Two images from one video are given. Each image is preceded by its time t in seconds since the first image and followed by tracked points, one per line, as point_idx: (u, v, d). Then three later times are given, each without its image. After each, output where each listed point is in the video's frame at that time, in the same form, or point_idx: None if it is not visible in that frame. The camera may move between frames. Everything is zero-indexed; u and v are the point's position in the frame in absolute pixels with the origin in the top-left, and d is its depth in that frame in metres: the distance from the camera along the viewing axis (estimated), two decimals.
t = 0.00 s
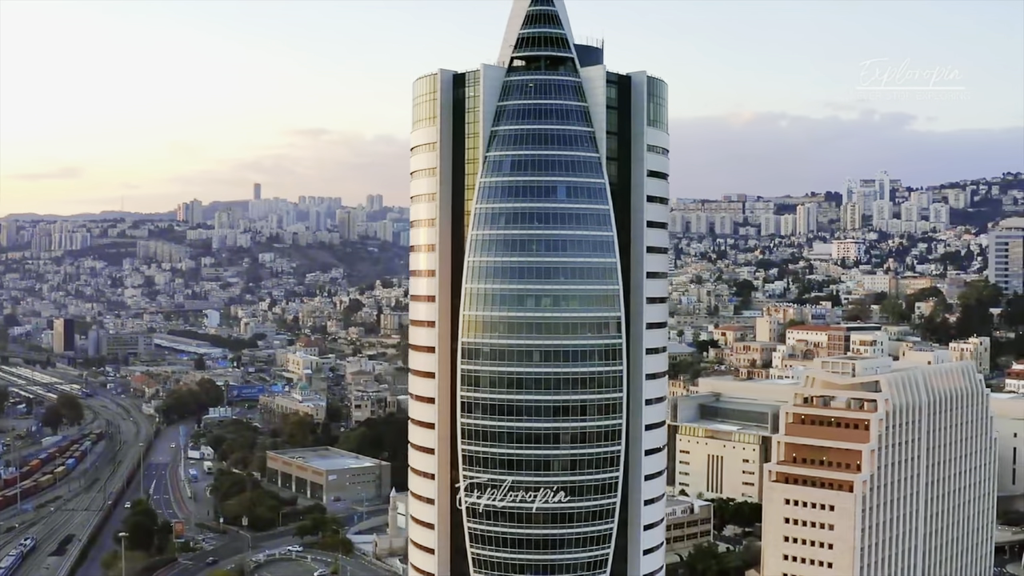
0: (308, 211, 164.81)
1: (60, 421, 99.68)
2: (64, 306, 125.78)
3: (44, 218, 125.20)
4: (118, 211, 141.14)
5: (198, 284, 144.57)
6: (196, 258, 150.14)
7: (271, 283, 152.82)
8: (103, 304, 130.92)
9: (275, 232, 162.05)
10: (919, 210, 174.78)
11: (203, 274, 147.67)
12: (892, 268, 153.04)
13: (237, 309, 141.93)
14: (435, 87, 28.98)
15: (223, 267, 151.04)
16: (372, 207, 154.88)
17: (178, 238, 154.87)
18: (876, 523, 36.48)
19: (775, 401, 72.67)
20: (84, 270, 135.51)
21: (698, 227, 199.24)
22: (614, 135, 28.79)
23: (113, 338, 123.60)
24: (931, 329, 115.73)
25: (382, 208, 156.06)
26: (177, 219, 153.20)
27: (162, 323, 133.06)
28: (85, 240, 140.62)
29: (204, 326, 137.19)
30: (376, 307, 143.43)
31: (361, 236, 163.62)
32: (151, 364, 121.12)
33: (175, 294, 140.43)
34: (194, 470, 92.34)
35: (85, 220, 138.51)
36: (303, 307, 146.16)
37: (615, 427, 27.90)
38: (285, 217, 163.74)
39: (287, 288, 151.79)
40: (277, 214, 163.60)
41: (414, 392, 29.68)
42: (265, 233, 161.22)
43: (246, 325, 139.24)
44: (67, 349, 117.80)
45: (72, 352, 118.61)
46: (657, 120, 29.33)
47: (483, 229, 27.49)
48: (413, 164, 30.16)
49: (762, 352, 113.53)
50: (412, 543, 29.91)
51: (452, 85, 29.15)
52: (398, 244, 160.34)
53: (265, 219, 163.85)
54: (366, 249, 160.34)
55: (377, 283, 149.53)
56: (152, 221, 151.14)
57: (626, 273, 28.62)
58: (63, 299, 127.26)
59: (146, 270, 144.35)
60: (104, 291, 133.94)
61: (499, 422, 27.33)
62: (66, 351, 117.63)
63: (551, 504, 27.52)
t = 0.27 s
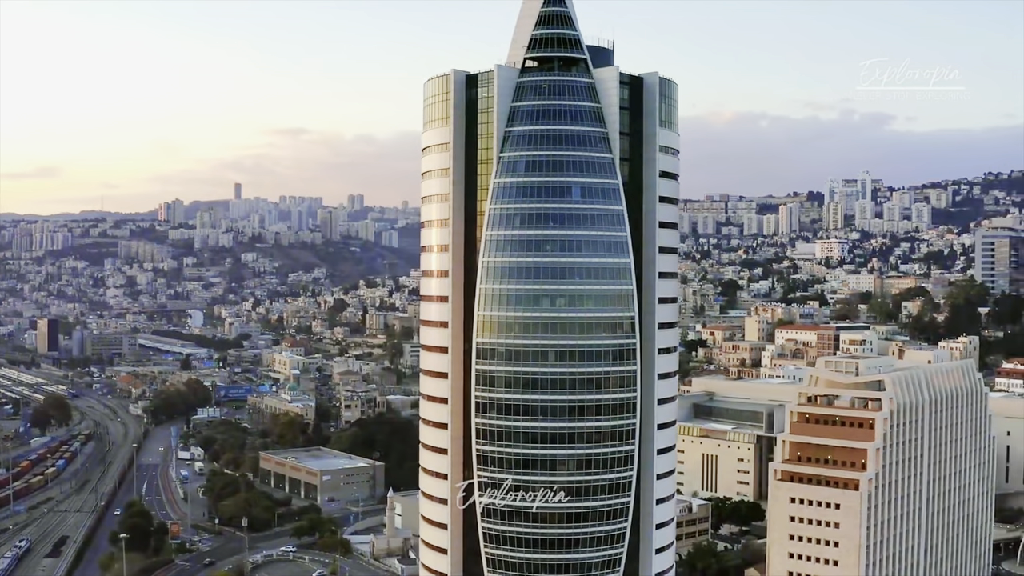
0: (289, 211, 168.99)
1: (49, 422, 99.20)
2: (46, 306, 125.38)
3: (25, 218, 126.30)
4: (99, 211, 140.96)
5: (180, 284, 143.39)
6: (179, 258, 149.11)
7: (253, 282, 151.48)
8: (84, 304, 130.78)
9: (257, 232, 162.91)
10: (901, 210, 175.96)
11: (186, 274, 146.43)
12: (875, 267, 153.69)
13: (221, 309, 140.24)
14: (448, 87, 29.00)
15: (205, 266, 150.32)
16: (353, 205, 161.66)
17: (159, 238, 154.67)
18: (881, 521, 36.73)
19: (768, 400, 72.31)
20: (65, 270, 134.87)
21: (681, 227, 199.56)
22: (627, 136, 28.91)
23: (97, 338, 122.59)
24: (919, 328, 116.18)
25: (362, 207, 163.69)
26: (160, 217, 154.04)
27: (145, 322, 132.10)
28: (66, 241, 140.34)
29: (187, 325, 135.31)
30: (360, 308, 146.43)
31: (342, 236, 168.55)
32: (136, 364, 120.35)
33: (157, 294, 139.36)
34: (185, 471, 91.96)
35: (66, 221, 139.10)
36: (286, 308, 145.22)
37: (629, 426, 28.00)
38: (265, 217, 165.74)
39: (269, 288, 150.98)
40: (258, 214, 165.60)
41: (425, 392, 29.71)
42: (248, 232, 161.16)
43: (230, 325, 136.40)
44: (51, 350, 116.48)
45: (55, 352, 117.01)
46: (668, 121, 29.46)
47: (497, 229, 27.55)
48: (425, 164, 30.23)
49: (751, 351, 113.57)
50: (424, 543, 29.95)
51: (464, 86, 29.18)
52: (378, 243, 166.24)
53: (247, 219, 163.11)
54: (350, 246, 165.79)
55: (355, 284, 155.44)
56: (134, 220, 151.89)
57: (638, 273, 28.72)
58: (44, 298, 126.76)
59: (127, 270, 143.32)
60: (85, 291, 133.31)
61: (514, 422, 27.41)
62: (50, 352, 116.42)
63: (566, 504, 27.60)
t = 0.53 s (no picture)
0: (264, 210, 170.79)
1: (31, 423, 98.52)
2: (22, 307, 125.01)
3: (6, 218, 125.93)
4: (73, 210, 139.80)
5: (157, 284, 142.28)
6: (155, 257, 148.44)
7: (230, 282, 150.48)
8: (62, 303, 129.44)
9: (234, 233, 162.48)
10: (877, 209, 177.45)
11: (162, 273, 145.73)
12: (853, 266, 154.67)
13: (197, 308, 140.14)
14: (455, 88, 29.03)
15: (182, 266, 150.10)
16: (328, 205, 171.62)
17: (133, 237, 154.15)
18: (879, 518, 37.05)
19: (754, 398, 72.54)
20: (41, 269, 133.54)
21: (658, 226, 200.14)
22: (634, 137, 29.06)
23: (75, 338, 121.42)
24: (902, 327, 116.87)
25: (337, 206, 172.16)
26: (136, 217, 153.96)
27: (123, 321, 130.88)
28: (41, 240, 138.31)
29: (165, 326, 134.12)
30: (337, 308, 147.27)
31: (318, 235, 172.56)
32: (116, 364, 119.29)
33: (134, 294, 138.64)
34: (171, 471, 91.41)
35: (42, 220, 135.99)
36: (265, 307, 143.73)
37: (637, 426, 28.11)
38: (242, 216, 168.96)
39: (246, 288, 149.67)
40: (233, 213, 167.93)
41: (431, 392, 29.73)
42: (223, 233, 160.69)
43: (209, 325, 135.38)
44: (29, 350, 116.53)
45: (34, 352, 116.78)
46: (673, 122, 29.63)
47: (506, 230, 27.64)
48: (430, 164, 30.27)
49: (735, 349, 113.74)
50: (430, 543, 29.95)
51: (471, 86, 29.23)
52: (353, 244, 169.87)
53: (223, 218, 166.64)
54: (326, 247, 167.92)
55: (331, 285, 157.06)
56: (108, 220, 150.30)
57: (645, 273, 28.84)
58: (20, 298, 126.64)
59: (103, 270, 142.59)
60: (62, 290, 132.82)
61: (524, 422, 27.49)
62: (28, 352, 116.39)
63: (575, 503, 27.70)
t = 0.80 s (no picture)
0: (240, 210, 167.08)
1: (13, 425, 97.79)
2: None
3: None
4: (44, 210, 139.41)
5: (134, 284, 140.17)
6: (130, 256, 146.85)
7: (206, 283, 148.62)
8: (36, 302, 129.25)
9: (210, 232, 159.38)
10: (853, 209, 178.86)
11: (138, 273, 144.12)
12: (832, 265, 155.60)
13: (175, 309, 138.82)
14: (462, 88, 29.05)
15: (158, 266, 148.21)
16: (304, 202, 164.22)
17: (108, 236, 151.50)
18: (877, 515, 37.39)
19: (742, 397, 72.72)
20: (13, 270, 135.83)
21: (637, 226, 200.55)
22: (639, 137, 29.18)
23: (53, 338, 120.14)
24: (885, 327, 117.36)
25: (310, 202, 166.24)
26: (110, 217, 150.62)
27: (101, 321, 129.46)
28: (16, 241, 139.33)
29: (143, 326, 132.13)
30: (317, 307, 146.87)
31: (293, 235, 169.87)
32: (96, 364, 118.19)
33: (109, 293, 136.94)
34: (157, 472, 90.93)
35: (13, 220, 138.61)
36: (243, 306, 143.23)
37: (644, 426, 28.24)
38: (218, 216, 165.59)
39: (222, 288, 147.86)
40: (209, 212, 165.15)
41: (436, 392, 29.78)
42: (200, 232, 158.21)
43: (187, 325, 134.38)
44: (8, 350, 116.73)
45: (12, 352, 116.99)
46: (679, 122, 29.75)
47: (514, 230, 27.73)
48: (436, 164, 30.30)
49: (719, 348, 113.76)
50: (436, 542, 29.98)
51: (478, 87, 29.26)
52: (328, 244, 169.14)
53: (197, 217, 165.68)
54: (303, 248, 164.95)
55: (312, 283, 157.22)
56: (83, 220, 149.60)
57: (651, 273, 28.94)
58: None
59: (78, 270, 141.67)
60: (37, 290, 132.64)
61: (534, 422, 27.57)
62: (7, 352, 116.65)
63: (584, 501, 27.80)
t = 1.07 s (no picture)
0: (217, 209, 152.26)
1: None
2: None
3: None
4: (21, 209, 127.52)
5: (110, 283, 135.08)
6: (106, 257, 138.21)
7: (182, 283, 143.46)
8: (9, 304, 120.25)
9: (185, 231, 150.39)
10: (829, 209, 180.04)
11: (113, 273, 137.33)
12: (810, 265, 156.44)
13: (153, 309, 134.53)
14: (469, 88, 29.08)
15: (135, 266, 141.67)
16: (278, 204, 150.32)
17: (83, 235, 139.91)
18: (875, 513, 37.72)
19: (728, 395, 72.97)
20: None
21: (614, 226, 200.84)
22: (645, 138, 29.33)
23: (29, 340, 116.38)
24: (867, 326, 117.69)
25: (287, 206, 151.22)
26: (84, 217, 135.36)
27: (78, 321, 127.38)
28: None
29: (120, 326, 130.58)
30: (296, 306, 146.14)
31: (269, 234, 158.35)
32: (75, 365, 116.80)
33: (84, 294, 130.77)
34: (142, 473, 90.31)
35: None
36: (222, 306, 139.83)
37: (652, 425, 28.42)
38: (195, 214, 151.43)
39: (200, 288, 142.99)
40: (184, 210, 150.26)
41: (442, 391, 29.82)
42: (175, 230, 149.29)
43: (165, 325, 133.41)
44: None
45: None
46: (684, 123, 29.92)
47: (522, 230, 27.81)
48: (441, 165, 30.31)
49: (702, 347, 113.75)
50: (442, 543, 29.96)
51: (485, 87, 29.32)
52: (305, 241, 160.46)
53: (173, 216, 150.86)
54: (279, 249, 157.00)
55: (292, 283, 152.25)
56: (60, 220, 133.59)
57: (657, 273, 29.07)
58: None
59: (53, 269, 130.44)
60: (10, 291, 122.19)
61: (543, 421, 27.67)
62: None
63: (593, 501, 27.89)
